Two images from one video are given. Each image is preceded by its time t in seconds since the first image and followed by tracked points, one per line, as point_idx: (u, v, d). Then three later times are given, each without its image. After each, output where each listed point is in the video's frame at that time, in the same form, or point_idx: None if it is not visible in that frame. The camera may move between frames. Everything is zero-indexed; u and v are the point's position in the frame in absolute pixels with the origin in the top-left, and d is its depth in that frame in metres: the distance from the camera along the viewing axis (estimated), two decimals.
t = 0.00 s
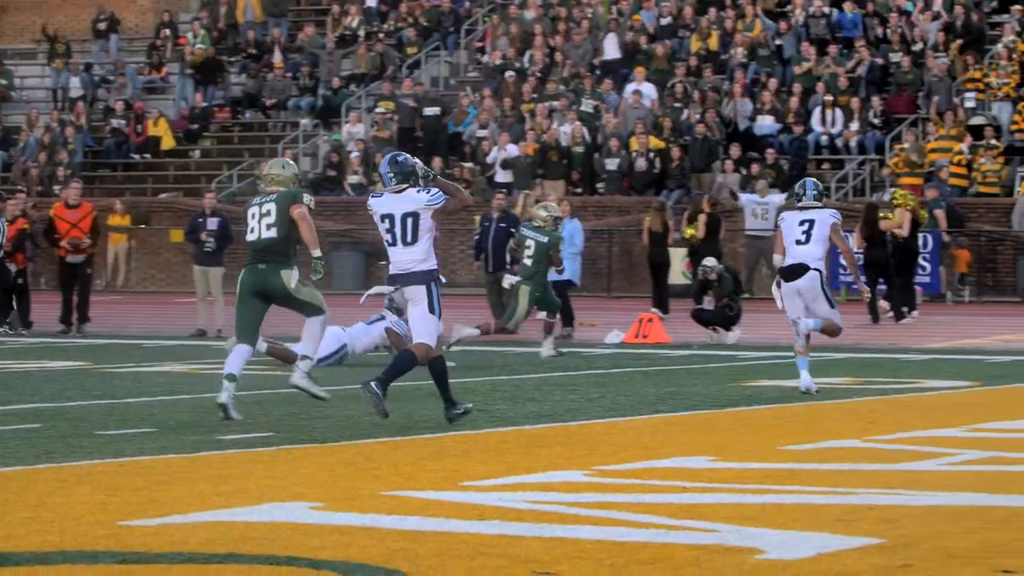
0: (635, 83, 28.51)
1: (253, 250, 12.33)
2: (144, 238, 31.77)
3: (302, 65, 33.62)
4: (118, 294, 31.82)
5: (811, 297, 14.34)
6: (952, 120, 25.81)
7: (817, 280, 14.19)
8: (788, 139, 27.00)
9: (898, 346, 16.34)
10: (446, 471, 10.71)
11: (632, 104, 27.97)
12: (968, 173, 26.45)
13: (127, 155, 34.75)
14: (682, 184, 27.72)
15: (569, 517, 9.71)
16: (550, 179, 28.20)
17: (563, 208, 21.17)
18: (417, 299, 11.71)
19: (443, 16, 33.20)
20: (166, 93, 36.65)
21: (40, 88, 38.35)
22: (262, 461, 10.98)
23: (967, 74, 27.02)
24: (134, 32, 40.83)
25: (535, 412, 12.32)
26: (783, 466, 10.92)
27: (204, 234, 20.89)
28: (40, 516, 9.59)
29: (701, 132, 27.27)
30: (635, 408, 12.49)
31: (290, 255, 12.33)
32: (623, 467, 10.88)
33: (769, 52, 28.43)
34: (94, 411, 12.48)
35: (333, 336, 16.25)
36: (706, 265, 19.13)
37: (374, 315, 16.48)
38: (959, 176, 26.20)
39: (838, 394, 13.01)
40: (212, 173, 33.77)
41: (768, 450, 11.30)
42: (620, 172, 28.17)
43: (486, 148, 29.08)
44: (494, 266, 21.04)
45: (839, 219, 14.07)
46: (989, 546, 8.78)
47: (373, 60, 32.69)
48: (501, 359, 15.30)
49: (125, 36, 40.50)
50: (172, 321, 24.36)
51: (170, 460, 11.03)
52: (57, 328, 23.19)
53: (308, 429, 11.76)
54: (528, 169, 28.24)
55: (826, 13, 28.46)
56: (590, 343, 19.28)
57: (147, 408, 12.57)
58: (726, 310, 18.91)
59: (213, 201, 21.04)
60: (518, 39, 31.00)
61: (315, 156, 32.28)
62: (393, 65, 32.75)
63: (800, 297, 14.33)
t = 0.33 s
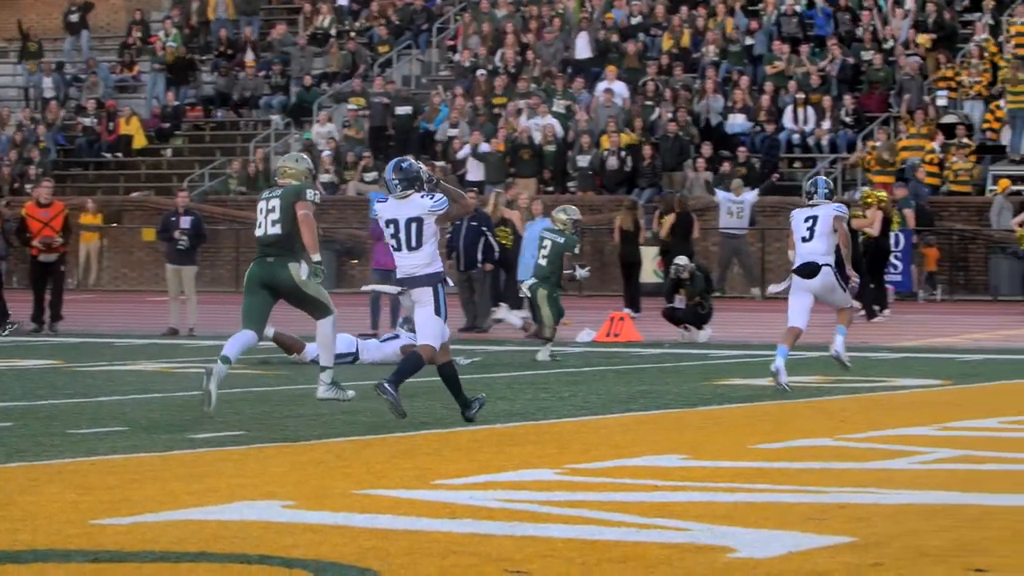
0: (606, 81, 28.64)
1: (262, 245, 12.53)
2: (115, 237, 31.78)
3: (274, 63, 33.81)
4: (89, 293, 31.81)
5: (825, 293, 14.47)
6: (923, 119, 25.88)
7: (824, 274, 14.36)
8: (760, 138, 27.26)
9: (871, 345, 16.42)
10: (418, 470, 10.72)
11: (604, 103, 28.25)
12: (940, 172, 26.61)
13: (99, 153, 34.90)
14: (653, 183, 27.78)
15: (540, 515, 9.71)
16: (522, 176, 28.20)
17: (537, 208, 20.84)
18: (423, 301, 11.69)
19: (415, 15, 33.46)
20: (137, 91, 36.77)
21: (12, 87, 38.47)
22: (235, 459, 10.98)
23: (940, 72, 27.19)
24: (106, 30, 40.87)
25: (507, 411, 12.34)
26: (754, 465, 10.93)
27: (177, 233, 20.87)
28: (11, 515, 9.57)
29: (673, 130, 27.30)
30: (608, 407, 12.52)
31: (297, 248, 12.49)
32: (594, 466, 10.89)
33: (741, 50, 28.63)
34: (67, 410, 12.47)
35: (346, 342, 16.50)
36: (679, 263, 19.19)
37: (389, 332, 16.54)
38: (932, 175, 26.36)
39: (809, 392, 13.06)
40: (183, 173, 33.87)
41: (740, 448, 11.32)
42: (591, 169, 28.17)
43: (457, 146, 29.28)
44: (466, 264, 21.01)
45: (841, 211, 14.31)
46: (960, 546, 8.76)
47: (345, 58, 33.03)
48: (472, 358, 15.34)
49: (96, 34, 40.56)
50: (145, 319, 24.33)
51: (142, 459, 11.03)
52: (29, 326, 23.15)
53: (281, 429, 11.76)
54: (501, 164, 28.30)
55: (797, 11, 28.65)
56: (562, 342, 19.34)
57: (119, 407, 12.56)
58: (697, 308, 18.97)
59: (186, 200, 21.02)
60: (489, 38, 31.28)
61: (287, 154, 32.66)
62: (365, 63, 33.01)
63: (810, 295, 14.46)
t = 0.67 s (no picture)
0: (576, 79, 28.73)
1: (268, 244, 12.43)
2: (86, 236, 31.68)
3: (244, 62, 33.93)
4: (60, 292, 31.79)
5: (828, 290, 14.64)
6: (893, 119, 26.02)
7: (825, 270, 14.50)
8: (730, 137, 27.32)
9: (842, 344, 16.47)
10: (387, 469, 10.72)
11: (575, 101, 28.37)
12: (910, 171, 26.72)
13: (69, 151, 35.00)
14: (623, 181, 27.77)
15: (509, 514, 9.70)
16: (492, 173, 28.22)
17: (507, 208, 20.97)
18: (426, 311, 11.64)
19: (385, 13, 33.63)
20: (108, 90, 36.91)
21: None
22: (205, 458, 10.98)
23: (910, 71, 27.25)
24: (76, 29, 40.88)
25: (475, 410, 12.37)
26: (724, 464, 10.93)
27: (148, 230, 20.86)
28: None
29: (643, 129, 27.38)
30: (576, 405, 12.55)
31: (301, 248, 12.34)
32: (563, 464, 10.89)
33: (712, 48, 28.74)
34: (37, 409, 12.46)
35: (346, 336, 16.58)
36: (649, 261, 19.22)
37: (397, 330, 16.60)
38: (904, 175, 26.46)
39: (779, 391, 13.10)
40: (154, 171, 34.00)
41: (710, 447, 11.33)
42: (561, 168, 28.24)
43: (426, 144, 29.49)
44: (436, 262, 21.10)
45: (845, 211, 14.36)
46: (930, 544, 8.72)
47: (315, 57, 33.17)
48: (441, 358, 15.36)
49: (66, 33, 40.62)
50: (116, 318, 24.26)
51: (112, 457, 11.02)
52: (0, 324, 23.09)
53: (250, 428, 11.77)
54: (469, 162, 28.20)
55: (767, 10, 28.73)
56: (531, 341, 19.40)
57: (89, 406, 12.56)
58: (667, 307, 19.05)
59: (158, 199, 20.99)
60: (458, 36, 31.48)
61: (257, 153, 32.97)
62: (334, 62, 33.24)
63: (814, 290, 14.65)
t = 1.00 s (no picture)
0: (543, 78, 28.81)
1: (269, 244, 12.39)
2: (54, 235, 31.62)
3: (211, 61, 34.06)
4: (28, 291, 31.73)
5: (826, 291, 14.47)
6: (859, 118, 26.10)
7: (827, 272, 14.33)
8: (697, 135, 27.41)
9: (810, 343, 16.51)
10: (354, 468, 10.73)
11: (541, 100, 28.36)
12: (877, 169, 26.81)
13: (36, 150, 34.98)
14: (589, 179, 27.68)
15: (476, 513, 9.71)
16: (458, 172, 28.34)
17: (476, 207, 21.00)
18: (420, 308, 11.67)
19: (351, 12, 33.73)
20: (76, 89, 36.92)
21: None
22: (171, 457, 10.98)
23: (878, 69, 27.38)
24: (43, 28, 40.79)
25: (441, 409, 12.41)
26: (690, 463, 10.96)
27: (116, 230, 20.83)
28: None
29: (609, 128, 27.31)
30: (543, 404, 12.59)
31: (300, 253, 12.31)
32: (530, 463, 10.91)
33: (678, 48, 28.89)
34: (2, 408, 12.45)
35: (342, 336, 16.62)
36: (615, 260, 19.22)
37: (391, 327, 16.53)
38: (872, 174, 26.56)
39: (746, 390, 13.16)
40: (121, 170, 34.05)
41: (677, 447, 11.36)
42: (528, 169, 28.67)
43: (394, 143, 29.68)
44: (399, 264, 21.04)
45: (848, 214, 14.19)
46: (896, 542, 8.72)
47: (283, 55, 33.30)
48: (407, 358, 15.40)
49: (33, 32, 40.58)
50: (85, 317, 24.19)
51: (78, 457, 11.02)
52: None
53: (217, 426, 11.79)
54: (435, 162, 28.46)
55: (734, 10, 28.94)
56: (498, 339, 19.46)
57: (56, 404, 12.55)
58: (635, 305, 19.11)
59: (126, 198, 20.93)
60: (425, 35, 31.65)
61: (225, 152, 33.15)
62: (302, 61, 33.36)
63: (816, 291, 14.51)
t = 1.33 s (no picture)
0: (507, 77, 28.95)
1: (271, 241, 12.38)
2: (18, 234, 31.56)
3: (176, 59, 34.08)
4: None
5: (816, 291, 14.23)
6: (824, 116, 26.26)
7: (823, 273, 14.15)
8: (661, 133, 27.52)
9: (776, 342, 16.58)
10: (318, 466, 10.75)
11: (505, 99, 28.43)
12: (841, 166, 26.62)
13: None
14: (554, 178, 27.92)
15: (441, 512, 9.73)
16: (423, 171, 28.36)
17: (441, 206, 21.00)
18: (411, 298, 11.76)
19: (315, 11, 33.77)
20: (40, 88, 36.86)
21: None
22: (136, 456, 10.98)
23: (844, 68, 27.64)
24: (7, 27, 40.68)
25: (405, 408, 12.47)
26: (654, 461, 11.01)
27: (82, 229, 20.83)
28: None
29: (574, 126, 27.30)
30: (507, 403, 12.63)
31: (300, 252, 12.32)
32: (495, 462, 10.95)
33: (642, 46, 29.01)
34: None
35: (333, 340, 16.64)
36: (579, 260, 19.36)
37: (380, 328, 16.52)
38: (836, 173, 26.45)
39: (710, 388, 13.22)
40: (86, 169, 34.04)
41: (641, 445, 11.41)
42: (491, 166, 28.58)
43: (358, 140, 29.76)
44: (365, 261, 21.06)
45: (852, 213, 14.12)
46: (861, 541, 8.77)
47: (248, 53, 33.39)
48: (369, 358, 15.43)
49: None
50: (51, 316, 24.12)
51: (43, 456, 11.01)
52: None
53: (181, 425, 11.80)
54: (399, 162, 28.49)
55: (699, 9, 29.30)
56: (462, 338, 19.51)
57: (21, 403, 12.54)
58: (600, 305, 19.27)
59: (92, 196, 20.93)
60: (390, 34, 31.73)
61: (189, 152, 33.07)
62: (267, 59, 33.43)
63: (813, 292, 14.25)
